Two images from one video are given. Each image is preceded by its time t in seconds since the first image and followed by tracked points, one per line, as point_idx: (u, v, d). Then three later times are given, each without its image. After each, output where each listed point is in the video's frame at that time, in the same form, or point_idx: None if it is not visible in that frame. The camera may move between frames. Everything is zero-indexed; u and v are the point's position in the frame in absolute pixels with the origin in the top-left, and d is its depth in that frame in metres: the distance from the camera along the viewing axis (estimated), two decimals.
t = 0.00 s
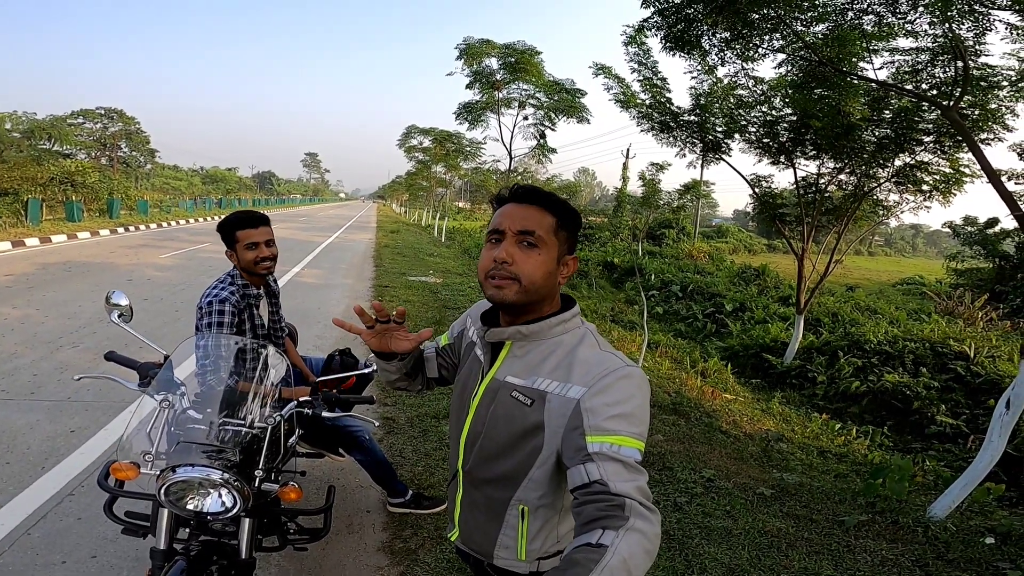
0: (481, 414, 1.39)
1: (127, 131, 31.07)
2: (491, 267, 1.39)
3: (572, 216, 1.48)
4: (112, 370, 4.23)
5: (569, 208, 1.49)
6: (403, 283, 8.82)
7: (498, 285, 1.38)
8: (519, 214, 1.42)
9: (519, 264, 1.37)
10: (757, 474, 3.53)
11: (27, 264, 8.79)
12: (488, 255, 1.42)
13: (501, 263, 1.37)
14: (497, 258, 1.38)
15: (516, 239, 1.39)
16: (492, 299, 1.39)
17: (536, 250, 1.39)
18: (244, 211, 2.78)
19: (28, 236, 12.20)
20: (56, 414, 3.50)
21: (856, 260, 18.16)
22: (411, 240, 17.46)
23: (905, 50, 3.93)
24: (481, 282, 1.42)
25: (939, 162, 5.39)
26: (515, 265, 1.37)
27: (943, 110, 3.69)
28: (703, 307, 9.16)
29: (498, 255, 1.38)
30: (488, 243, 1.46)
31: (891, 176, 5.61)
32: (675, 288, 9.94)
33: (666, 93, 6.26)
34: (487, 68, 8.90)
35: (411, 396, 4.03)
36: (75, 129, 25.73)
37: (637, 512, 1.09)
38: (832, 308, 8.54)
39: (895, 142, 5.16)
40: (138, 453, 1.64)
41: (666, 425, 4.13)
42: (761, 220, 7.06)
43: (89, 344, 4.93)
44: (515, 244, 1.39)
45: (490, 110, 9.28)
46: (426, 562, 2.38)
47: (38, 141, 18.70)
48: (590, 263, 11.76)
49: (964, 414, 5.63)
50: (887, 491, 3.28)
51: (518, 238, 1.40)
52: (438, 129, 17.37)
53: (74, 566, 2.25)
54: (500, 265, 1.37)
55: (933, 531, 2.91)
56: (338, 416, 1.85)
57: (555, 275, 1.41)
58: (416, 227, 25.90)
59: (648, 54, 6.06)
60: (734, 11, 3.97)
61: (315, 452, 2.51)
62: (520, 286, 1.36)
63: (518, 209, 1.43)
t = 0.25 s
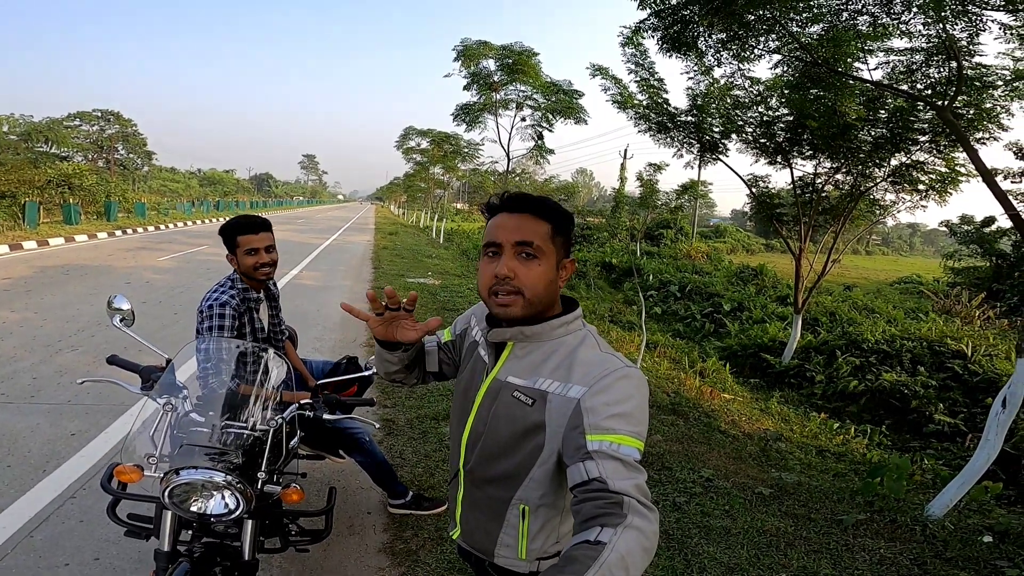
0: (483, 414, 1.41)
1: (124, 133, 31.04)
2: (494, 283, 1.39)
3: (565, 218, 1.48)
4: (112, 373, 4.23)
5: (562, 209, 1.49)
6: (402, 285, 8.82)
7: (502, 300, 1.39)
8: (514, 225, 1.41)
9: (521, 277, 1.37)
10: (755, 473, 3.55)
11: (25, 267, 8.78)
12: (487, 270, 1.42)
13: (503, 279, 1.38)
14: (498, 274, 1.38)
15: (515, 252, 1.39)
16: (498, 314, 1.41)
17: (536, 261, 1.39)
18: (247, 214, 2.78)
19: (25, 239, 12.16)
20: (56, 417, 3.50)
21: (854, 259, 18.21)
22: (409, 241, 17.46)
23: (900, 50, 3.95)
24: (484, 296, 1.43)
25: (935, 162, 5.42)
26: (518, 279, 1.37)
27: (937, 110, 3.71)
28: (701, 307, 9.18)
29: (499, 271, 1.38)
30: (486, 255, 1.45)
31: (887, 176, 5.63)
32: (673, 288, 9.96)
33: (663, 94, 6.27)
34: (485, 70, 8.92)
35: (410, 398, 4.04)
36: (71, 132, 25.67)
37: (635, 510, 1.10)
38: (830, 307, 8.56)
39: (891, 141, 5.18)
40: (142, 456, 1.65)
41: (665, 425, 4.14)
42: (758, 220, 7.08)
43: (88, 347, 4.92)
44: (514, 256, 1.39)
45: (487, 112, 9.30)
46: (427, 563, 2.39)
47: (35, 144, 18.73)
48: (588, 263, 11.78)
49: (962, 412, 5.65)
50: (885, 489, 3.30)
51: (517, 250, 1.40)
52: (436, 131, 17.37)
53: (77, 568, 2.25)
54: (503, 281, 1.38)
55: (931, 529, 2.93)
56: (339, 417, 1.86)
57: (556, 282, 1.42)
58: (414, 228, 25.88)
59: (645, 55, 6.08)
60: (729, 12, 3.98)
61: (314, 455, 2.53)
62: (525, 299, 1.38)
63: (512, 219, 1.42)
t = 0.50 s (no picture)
0: (485, 423, 1.40)
1: (120, 136, 30.96)
2: (482, 296, 1.39)
3: (554, 226, 1.47)
4: (109, 378, 4.22)
5: (551, 217, 1.48)
6: (400, 286, 8.81)
7: (491, 311, 1.39)
8: (500, 236, 1.41)
9: (509, 287, 1.37)
10: (755, 473, 3.54)
11: (21, 271, 8.74)
12: (476, 282, 1.41)
13: (491, 291, 1.38)
14: (486, 286, 1.38)
15: (502, 262, 1.39)
16: (489, 325, 1.41)
17: (523, 270, 1.38)
18: (249, 220, 2.76)
19: (21, 242, 12.12)
20: (53, 422, 3.49)
21: (851, 258, 18.25)
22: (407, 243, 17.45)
23: (896, 50, 3.96)
24: (475, 307, 1.43)
25: (932, 160, 5.42)
26: (505, 290, 1.37)
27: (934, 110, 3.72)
28: (700, 307, 9.18)
29: (486, 283, 1.38)
30: (475, 267, 1.45)
31: (884, 175, 5.63)
32: (672, 287, 9.96)
33: (660, 94, 6.27)
34: (482, 70, 8.91)
35: (409, 401, 4.03)
36: (67, 135, 25.59)
37: (639, 521, 1.10)
38: (828, 306, 8.57)
39: (888, 140, 5.18)
40: (139, 463, 1.63)
41: (664, 426, 4.14)
42: (756, 219, 7.09)
43: (85, 351, 4.90)
44: (501, 267, 1.39)
45: (485, 112, 9.29)
46: (427, 567, 2.38)
47: (30, 147, 18.70)
48: (586, 264, 11.77)
49: (960, 411, 5.66)
50: (885, 490, 3.30)
51: (504, 260, 1.39)
52: (433, 131, 17.36)
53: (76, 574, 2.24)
54: (490, 293, 1.37)
55: (932, 529, 2.93)
56: (337, 423, 1.84)
57: (546, 290, 1.40)
58: (411, 229, 25.87)
59: (642, 56, 6.08)
60: (726, 12, 3.98)
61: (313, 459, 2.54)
62: (513, 310, 1.37)
63: (499, 230, 1.42)
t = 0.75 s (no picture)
0: (484, 423, 1.40)
1: (116, 135, 30.87)
2: (492, 286, 1.38)
3: (565, 226, 1.49)
4: (106, 378, 4.21)
5: (562, 218, 1.51)
6: (398, 285, 8.80)
7: (500, 302, 1.38)
8: (513, 228, 1.42)
9: (520, 278, 1.37)
10: (754, 472, 3.55)
11: (17, 270, 8.71)
12: (486, 273, 1.41)
13: (503, 279, 1.37)
14: (497, 276, 1.38)
15: (514, 254, 1.39)
16: (496, 317, 1.40)
17: (535, 263, 1.39)
18: (248, 220, 2.77)
19: (18, 242, 12.09)
20: (51, 422, 3.48)
21: (849, 256, 18.28)
22: (405, 242, 17.43)
23: (894, 49, 3.96)
24: (482, 299, 1.42)
25: (929, 159, 5.43)
26: (516, 281, 1.36)
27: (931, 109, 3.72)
28: (698, 305, 9.19)
29: (498, 272, 1.38)
30: (485, 259, 1.45)
31: (881, 173, 5.63)
32: (670, 286, 9.97)
33: (657, 93, 6.27)
34: (480, 69, 8.90)
35: (407, 400, 4.03)
36: (63, 134, 25.51)
37: (637, 521, 1.11)
38: (825, 305, 8.59)
39: (885, 139, 5.19)
40: (139, 463, 1.63)
41: (663, 424, 4.14)
42: (754, 218, 7.10)
43: (82, 351, 4.89)
44: (513, 258, 1.39)
45: (482, 111, 9.29)
46: (427, 566, 2.38)
47: (26, 147, 18.65)
48: (584, 262, 11.77)
49: (957, 409, 5.68)
50: (883, 488, 3.31)
51: (516, 251, 1.39)
52: (431, 130, 17.35)
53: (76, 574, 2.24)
54: (502, 283, 1.37)
55: (929, 527, 2.94)
56: (336, 422, 1.83)
57: (555, 285, 1.41)
58: (409, 228, 25.85)
59: (640, 54, 6.08)
60: (724, 11, 3.98)
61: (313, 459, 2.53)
62: (523, 301, 1.37)
63: (512, 223, 1.43)
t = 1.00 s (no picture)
0: (480, 421, 1.41)
1: (116, 131, 30.83)
2: (501, 272, 1.39)
3: (580, 230, 1.50)
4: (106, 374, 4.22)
5: (579, 221, 1.52)
6: (397, 282, 8.80)
7: (506, 289, 1.39)
8: (530, 220, 1.43)
9: (530, 269, 1.38)
10: (751, 469, 3.56)
11: (16, 266, 8.71)
12: (497, 259, 1.42)
13: (511, 268, 1.38)
14: (507, 263, 1.39)
15: (528, 244, 1.40)
16: (500, 305, 1.41)
17: (547, 257, 1.40)
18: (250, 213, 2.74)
19: (17, 237, 12.08)
20: (50, 417, 3.48)
21: (848, 255, 18.30)
22: (404, 238, 17.43)
23: (894, 48, 3.96)
24: (490, 285, 1.43)
25: (929, 159, 5.43)
26: (526, 271, 1.38)
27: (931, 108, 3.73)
28: (697, 304, 9.20)
29: (508, 260, 1.39)
30: (498, 245, 1.46)
31: (880, 172, 5.64)
32: (669, 284, 9.98)
33: (658, 91, 6.27)
34: (480, 66, 8.90)
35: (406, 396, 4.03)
36: (62, 129, 25.46)
37: (632, 518, 1.12)
38: (824, 303, 8.60)
39: (885, 138, 5.19)
40: (139, 458, 1.65)
41: (661, 422, 4.15)
42: (753, 217, 7.10)
43: (81, 347, 4.89)
44: (526, 249, 1.40)
45: (483, 108, 9.28)
46: (425, 562, 2.39)
47: (25, 142, 18.65)
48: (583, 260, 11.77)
49: (955, 408, 5.69)
50: (879, 486, 3.32)
51: (530, 243, 1.41)
52: (431, 127, 17.34)
53: (75, 570, 2.24)
54: (511, 270, 1.38)
55: (925, 526, 2.95)
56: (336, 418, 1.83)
57: (561, 283, 1.42)
58: (408, 224, 25.84)
59: (640, 52, 6.08)
60: (725, 10, 3.98)
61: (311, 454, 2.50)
62: (529, 293, 1.38)
63: (531, 215, 1.44)
